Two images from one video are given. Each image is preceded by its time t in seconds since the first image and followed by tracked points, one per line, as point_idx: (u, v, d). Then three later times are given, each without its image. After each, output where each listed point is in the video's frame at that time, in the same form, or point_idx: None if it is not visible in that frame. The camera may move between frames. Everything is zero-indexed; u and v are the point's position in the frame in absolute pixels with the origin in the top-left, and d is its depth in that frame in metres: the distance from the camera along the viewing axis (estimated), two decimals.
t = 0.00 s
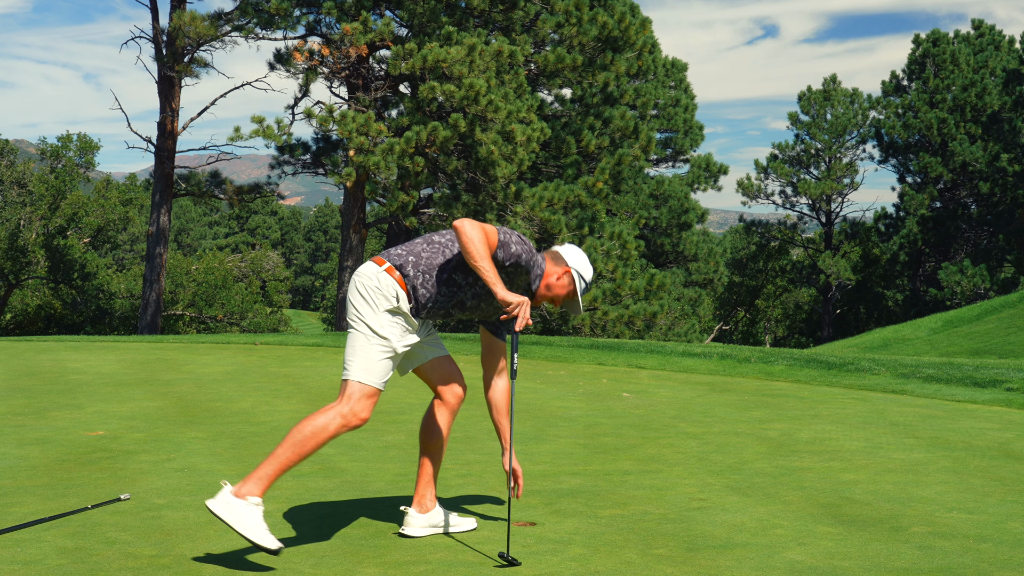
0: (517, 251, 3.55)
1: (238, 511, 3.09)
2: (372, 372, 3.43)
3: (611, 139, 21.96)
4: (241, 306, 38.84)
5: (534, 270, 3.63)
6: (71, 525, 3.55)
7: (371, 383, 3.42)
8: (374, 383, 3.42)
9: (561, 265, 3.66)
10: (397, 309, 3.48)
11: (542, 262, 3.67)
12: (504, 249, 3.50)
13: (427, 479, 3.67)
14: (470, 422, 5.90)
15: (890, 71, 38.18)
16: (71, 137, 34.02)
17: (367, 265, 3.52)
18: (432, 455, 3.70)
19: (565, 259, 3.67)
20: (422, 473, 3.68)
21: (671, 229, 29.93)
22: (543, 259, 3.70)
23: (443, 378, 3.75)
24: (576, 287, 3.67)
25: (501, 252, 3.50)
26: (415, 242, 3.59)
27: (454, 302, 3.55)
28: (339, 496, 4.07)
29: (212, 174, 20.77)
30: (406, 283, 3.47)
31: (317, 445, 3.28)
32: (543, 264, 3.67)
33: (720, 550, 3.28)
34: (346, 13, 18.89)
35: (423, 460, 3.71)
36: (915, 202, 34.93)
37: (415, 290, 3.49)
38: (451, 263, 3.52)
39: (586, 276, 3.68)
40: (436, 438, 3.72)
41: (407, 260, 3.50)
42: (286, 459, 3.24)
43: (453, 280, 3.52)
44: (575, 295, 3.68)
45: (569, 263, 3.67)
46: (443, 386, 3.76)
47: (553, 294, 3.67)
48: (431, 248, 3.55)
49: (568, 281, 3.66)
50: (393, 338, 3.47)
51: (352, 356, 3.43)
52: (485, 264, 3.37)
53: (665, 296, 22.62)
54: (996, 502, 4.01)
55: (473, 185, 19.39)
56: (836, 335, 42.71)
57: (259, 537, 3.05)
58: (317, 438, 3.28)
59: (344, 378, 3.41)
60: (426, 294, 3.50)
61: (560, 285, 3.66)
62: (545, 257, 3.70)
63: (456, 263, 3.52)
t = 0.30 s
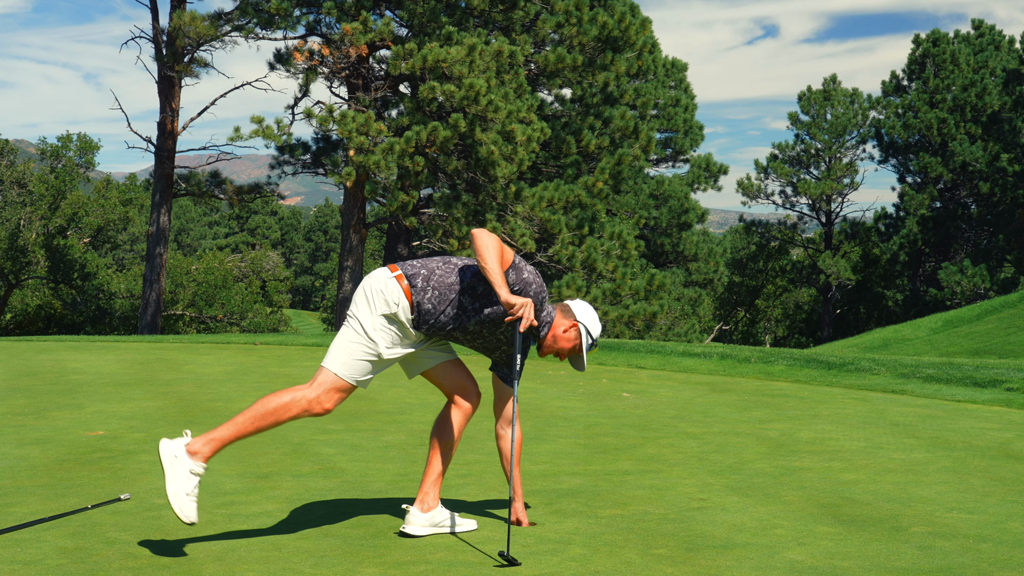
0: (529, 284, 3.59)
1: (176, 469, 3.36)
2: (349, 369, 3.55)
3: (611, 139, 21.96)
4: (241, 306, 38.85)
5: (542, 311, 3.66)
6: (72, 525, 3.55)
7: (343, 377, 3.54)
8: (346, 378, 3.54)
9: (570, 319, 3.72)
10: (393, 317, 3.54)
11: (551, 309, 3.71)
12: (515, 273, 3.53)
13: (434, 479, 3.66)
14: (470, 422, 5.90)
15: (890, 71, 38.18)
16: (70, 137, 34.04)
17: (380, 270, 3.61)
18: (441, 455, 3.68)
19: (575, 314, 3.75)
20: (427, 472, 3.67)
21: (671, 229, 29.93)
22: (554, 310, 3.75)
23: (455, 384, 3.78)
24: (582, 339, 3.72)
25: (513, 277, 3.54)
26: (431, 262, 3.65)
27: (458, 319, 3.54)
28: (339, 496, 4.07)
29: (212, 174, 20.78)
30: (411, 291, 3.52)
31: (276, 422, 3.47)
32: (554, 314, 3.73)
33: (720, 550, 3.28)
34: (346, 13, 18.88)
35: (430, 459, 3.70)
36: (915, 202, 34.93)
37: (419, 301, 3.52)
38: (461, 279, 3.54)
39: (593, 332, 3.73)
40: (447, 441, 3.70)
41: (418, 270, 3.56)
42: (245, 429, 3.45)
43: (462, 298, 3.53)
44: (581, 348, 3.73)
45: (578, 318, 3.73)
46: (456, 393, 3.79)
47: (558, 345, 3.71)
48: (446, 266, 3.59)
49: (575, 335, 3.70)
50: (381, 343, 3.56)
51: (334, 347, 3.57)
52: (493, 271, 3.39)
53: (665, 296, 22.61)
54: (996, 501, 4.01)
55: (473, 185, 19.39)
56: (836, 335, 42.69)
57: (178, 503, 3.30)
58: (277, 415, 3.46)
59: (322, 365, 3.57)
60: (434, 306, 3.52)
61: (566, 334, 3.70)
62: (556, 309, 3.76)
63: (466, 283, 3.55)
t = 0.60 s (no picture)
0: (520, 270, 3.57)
1: (175, 443, 3.55)
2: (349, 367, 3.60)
3: (611, 139, 21.95)
4: (241, 306, 38.90)
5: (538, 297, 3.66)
6: (71, 525, 3.55)
7: (342, 375, 3.59)
8: (343, 376, 3.58)
9: (570, 296, 3.70)
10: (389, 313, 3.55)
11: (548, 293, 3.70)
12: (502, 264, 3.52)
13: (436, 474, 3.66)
14: (470, 422, 5.90)
15: (890, 71, 38.18)
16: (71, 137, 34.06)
17: (374, 267, 3.62)
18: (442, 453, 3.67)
19: (575, 288, 3.71)
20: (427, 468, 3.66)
21: (671, 229, 29.93)
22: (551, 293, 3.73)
23: (453, 382, 3.79)
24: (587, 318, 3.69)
25: (502, 268, 3.52)
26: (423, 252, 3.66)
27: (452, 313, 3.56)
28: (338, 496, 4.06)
29: (212, 174, 20.79)
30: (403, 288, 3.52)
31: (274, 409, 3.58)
32: (553, 293, 3.71)
33: (720, 550, 3.28)
34: (346, 13, 18.88)
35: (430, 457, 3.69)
36: (915, 202, 34.92)
37: (412, 295, 3.53)
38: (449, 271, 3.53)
39: (596, 306, 3.67)
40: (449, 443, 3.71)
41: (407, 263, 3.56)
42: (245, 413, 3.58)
43: (454, 291, 3.54)
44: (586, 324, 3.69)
45: (578, 293, 3.69)
46: (453, 391, 3.80)
47: (562, 323, 3.71)
48: (438, 256, 3.58)
49: (576, 311, 3.69)
50: (376, 340, 3.57)
51: (332, 345, 3.61)
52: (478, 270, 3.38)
53: (665, 296, 22.62)
54: (997, 501, 4.01)
55: (473, 185, 19.39)
56: (836, 335, 42.69)
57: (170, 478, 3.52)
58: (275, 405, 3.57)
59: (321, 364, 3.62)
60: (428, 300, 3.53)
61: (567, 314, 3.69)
62: (555, 287, 3.74)
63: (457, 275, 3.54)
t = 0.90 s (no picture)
0: (480, 217, 3.56)
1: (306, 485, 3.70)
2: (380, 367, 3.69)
3: (611, 139, 21.95)
4: (241, 306, 38.93)
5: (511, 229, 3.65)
6: (71, 525, 3.55)
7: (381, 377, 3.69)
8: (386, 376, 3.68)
9: (534, 193, 3.63)
10: (386, 296, 3.66)
11: (517, 206, 3.64)
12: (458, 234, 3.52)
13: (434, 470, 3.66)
14: (471, 422, 5.90)
15: (890, 71, 38.20)
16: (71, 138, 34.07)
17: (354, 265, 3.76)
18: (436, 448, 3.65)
19: (537, 182, 3.61)
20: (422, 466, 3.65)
21: (671, 229, 29.93)
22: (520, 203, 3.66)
23: (439, 374, 3.75)
24: (570, 208, 3.60)
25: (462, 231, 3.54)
26: (387, 229, 3.72)
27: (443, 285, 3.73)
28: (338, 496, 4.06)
29: (212, 174, 20.80)
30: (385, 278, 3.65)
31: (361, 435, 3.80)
32: (519, 200, 3.65)
33: (720, 551, 3.28)
34: (346, 13, 18.88)
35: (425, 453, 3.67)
36: (915, 202, 34.92)
37: (396, 275, 3.65)
38: (412, 255, 3.59)
39: (564, 192, 3.59)
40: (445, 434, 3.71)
41: (379, 252, 3.67)
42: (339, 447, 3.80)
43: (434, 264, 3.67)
44: (571, 212, 3.61)
45: (541, 186, 3.60)
46: (440, 384, 3.74)
47: (539, 223, 3.66)
48: (402, 228, 3.66)
49: (547, 203, 3.62)
50: (384, 327, 3.67)
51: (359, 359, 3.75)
52: (441, 275, 3.45)
53: (665, 296, 22.63)
54: (997, 502, 4.01)
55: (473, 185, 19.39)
56: (836, 335, 42.71)
57: (315, 506, 3.60)
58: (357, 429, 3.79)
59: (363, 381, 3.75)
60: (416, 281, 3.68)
61: (543, 219, 3.64)
62: (520, 192, 3.67)
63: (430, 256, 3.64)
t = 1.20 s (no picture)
0: (401, 176, 3.70)
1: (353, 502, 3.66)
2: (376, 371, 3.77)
3: (611, 139, 21.95)
4: (241, 306, 38.95)
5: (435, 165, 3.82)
6: (71, 525, 3.55)
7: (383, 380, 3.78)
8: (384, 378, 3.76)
9: (434, 116, 3.84)
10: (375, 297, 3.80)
11: (429, 141, 3.85)
12: (387, 209, 3.67)
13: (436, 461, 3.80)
14: (471, 422, 5.90)
15: (890, 71, 38.22)
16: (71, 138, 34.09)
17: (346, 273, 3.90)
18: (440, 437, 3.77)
19: (435, 106, 3.83)
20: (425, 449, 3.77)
21: (671, 229, 29.93)
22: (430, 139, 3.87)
23: (448, 366, 3.88)
24: (470, 108, 3.79)
25: (391, 202, 3.69)
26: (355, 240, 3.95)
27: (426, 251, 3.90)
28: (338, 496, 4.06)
29: (212, 174, 20.79)
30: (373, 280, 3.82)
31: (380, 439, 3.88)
32: (431, 130, 3.87)
33: (719, 550, 3.28)
34: (346, 13, 18.89)
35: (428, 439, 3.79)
36: (915, 202, 34.93)
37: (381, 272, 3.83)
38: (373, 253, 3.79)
39: (454, 96, 3.79)
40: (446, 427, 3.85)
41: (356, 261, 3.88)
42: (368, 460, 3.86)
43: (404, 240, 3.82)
44: (477, 109, 3.79)
45: (436, 107, 3.82)
46: (447, 374, 3.87)
47: (457, 140, 3.86)
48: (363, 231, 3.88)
49: (446, 118, 3.82)
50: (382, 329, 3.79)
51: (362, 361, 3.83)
52: (373, 273, 3.65)
53: (665, 296, 22.64)
54: (997, 501, 4.01)
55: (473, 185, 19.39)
56: (836, 335, 42.73)
57: (356, 517, 3.64)
58: (374, 433, 3.86)
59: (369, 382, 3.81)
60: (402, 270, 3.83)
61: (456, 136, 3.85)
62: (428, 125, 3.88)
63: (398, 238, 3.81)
